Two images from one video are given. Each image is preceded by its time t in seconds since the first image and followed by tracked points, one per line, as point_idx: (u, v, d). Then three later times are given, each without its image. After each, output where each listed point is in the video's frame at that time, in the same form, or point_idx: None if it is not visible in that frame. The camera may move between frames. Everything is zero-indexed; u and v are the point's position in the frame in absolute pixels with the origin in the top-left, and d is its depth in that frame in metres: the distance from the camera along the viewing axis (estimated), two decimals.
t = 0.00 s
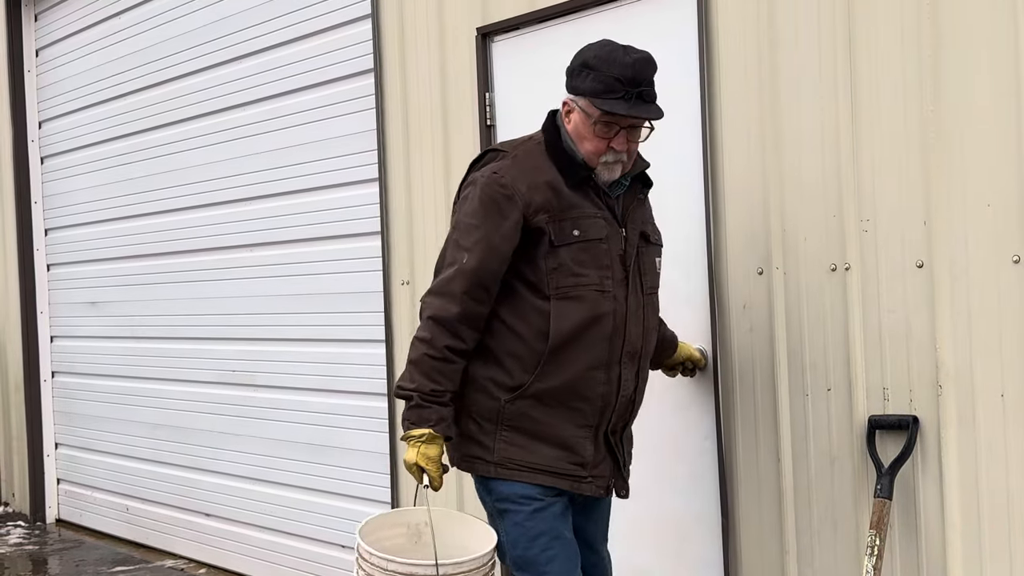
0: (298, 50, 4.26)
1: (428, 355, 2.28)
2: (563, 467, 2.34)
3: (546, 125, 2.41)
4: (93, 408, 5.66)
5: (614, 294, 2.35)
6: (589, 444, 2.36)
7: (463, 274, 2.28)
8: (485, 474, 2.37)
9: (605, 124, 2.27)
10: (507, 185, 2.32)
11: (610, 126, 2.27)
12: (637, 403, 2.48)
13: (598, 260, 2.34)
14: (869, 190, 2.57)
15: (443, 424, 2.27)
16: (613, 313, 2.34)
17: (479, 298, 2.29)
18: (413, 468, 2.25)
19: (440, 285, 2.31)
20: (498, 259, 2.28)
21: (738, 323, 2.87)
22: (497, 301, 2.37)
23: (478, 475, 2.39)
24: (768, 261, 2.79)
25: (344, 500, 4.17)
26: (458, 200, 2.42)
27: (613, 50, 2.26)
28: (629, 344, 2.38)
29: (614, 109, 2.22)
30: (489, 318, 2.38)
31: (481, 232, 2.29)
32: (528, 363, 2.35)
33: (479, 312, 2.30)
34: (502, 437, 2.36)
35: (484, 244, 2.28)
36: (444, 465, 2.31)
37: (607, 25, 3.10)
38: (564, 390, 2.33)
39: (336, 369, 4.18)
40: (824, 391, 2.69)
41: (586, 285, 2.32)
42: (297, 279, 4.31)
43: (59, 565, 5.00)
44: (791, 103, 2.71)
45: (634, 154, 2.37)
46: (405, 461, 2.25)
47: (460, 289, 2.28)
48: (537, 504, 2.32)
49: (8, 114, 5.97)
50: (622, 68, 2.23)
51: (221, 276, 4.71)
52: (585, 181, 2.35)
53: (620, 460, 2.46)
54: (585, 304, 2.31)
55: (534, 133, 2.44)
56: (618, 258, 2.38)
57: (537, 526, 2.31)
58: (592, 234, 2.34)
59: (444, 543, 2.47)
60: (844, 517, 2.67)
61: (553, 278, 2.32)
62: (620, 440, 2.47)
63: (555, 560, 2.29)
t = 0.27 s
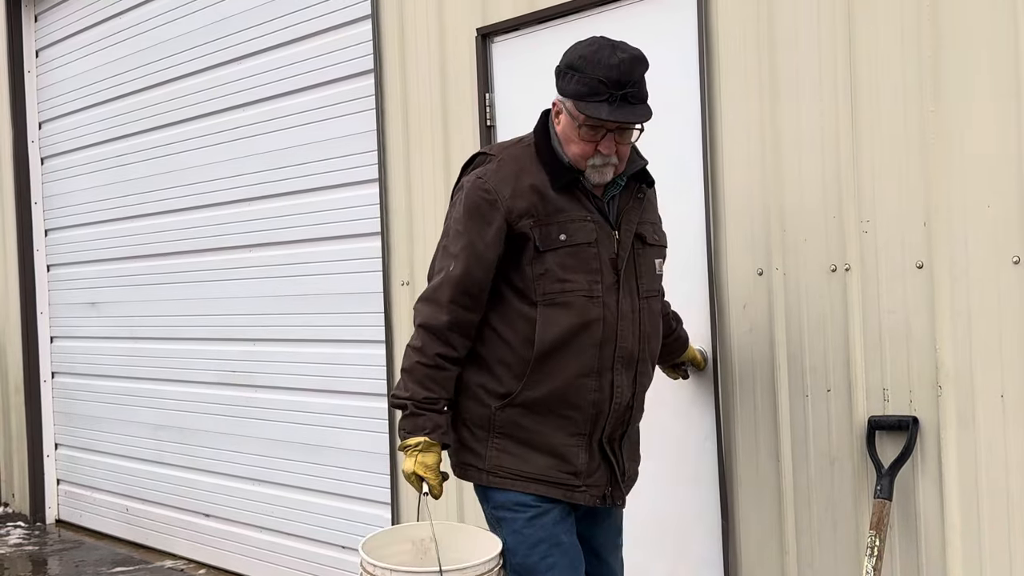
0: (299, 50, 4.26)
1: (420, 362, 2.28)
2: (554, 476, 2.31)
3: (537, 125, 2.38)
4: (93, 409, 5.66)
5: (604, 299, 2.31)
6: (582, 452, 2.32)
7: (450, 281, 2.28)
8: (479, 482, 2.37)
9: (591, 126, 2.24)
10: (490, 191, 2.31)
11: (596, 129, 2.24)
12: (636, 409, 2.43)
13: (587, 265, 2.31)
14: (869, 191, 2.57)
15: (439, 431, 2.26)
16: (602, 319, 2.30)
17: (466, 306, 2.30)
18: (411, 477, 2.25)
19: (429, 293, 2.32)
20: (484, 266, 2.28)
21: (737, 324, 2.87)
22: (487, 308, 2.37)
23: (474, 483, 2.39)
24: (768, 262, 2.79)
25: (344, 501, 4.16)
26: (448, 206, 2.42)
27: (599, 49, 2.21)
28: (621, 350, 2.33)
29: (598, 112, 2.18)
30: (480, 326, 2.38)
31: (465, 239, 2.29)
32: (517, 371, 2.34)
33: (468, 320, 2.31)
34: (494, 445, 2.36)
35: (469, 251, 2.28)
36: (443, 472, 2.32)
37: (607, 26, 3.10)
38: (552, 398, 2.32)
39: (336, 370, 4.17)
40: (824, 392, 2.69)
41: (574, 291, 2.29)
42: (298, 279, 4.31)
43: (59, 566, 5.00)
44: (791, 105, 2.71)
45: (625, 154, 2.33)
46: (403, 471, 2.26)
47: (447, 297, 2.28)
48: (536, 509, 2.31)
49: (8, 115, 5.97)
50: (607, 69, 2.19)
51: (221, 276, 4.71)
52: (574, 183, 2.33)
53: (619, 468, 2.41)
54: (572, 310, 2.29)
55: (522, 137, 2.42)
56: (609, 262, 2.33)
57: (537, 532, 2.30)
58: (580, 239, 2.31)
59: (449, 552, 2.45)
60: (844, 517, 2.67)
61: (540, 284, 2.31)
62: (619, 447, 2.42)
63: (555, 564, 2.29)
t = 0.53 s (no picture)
0: (299, 50, 4.26)
1: (417, 363, 2.28)
2: (546, 480, 2.30)
3: (541, 131, 2.34)
4: (92, 409, 5.65)
5: (596, 302, 2.30)
6: (574, 457, 2.31)
7: (444, 282, 2.27)
8: (473, 484, 2.37)
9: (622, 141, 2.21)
10: (482, 191, 2.30)
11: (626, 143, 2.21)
12: (631, 412, 2.41)
13: (579, 267, 2.29)
14: (870, 191, 2.57)
15: (441, 430, 2.25)
16: (594, 322, 2.29)
17: (461, 307, 2.29)
18: (414, 479, 2.21)
19: (422, 294, 2.32)
20: (477, 267, 2.27)
21: (737, 323, 2.87)
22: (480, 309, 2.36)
23: (468, 485, 2.39)
24: (769, 262, 2.78)
25: (342, 502, 4.16)
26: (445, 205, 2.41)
27: (620, 62, 2.18)
28: (614, 353, 2.31)
29: (635, 129, 2.15)
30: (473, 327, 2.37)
31: (458, 240, 2.28)
32: (507, 373, 2.33)
33: (463, 321, 2.30)
34: (487, 447, 2.35)
35: (462, 252, 2.27)
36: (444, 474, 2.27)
37: (609, 25, 3.09)
38: (544, 401, 2.31)
39: (336, 370, 4.17)
40: (825, 392, 2.68)
41: (564, 294, 2.28)
42: (297, 279, 4.31)
43: (59, 566, 5.00)
44: (791, 105, 2.71)
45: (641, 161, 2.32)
46: (405, 472, 2.22)
47: (441, 298, 2.28)
48: (528, 511, 2.30)
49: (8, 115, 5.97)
50: (633, 83, 2.17)
51: (221, 276, 4.71)
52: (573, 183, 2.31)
53: (613, 472, 2.39)
54: (563, 313, 2.28)
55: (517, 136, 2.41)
56: (602, 264, 2.31)
57: (530, 535, 2.30)
58: (572, 241, 2.29)
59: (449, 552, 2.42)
60: (845, 517, 2.67)
61: (531, 287, 2.30)
62: (614, 450, 2.40)
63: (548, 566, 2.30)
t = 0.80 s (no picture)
0: (299, 50, 4.26)
1: (427, 355, 2.29)
2: (549, 476, 2.30)
3: (553, 127, 2.34)
4: (93, 408, 5.65)
5: (602, 298, 2.29)
6: (578, 454, 2.30)
7: (454, 275, 2.29)
8: (478, 479, 2.37)
9: (636, 134, 2.21)
10: (493, 184, 2.32)
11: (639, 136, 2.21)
12: (640, 412, 2.38)
13: (586, 262, 2.28)
14: (871, 191, 2.57)
15: (448, 425, 2.26)
16: (600, 318, 2.28)
17: (471, 300, 2.31)
18: (419, 473, 2.21)
19: (433, 287, 2.33)
20: (486, 260, 2.29)
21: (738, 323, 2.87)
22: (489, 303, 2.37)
23: (473, 480, 2.39)
24: (770, 262, 2.78)
25: (344, 501, 4.17)
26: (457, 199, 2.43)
27: (633, 56, 2.18)
28: (620, 350, 2.29)
29: (648, 121, 2.15)
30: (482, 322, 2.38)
31: (468, 232, 2.30)
32: (514, 367, 2.34)
33: (472, 315, 2.31)
34: (492, 443, 2.35)
35: (472, 244, 2.29)
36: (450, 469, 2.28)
37: (608, 25, 3.09)
38: (548, 396, 2.30)
39: (336, 369, 4.18)
40: (825, 391, 2.68)
41: (571, 288, 2.28)
42: (298, 279, 4.31)
43: (60, 565, 5.00)
44: (791, 105, 2.71)
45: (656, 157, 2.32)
46: (412, 465, 2.22)
47: (451, 291, 2.29)
48: (530, 510, 2.31)
49: (8, 114, 5.96)
50: (646, 77, 2.17)
51: (221, 275, 4.71)
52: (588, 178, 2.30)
53: (620, 473, 2.36)
54: (569, 307, 2.28)
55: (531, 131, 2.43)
56: (610, 260, 2.30)
57: (531, 535, 2.31)
58: (580, 235, 2.28)
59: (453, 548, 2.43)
60: (846, 516, 2.67)
61: (538, 281, 2.31)
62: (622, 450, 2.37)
63: (549, 566, 2.30)
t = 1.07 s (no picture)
0: (299, 48, 4.25)
1: (433, 348, 2.31)
2: (559, 469, 2.27)
3: (558, 114, 2.34)
4: (94, 408, 5.65)
5: (611, 288, 2.26)
6: (588, 445, 2.27)
7: (462, 267, 2.30)
8: (488, 473, 2.36)
9: (614, 124, 2.18)
10: (501, 176, 2.32)
11: (618, 125, 2.18)
12: (652, 405, 2.34)
13: (595, 252, 2.26)
14: (872, 189, 2.57)
15: (450, 419, 2.28)
16: (608, 308, 2.25)
17: (480, 293, 2.31)
18: (419, 464, 2.26)
19: (443, 281, 2.35)
20: (493, 252, 2.28)
21: (739, 322, 2.87)
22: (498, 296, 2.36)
23: (484, 475, 2.38)
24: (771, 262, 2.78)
25: (345, 500, 4.17)
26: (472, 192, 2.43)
27: (621, 44, 2.16)
28: (630, 340, 2.26)
29: (618, 111, 2.13)
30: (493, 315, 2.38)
31: (476, 225, 2.30)
32: (522, 359, 2.32)
33: (480, 307, 2.31)
34: (503, 436, 2.34)
35: (480, 237, 2.29)
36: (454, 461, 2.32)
37: (607, 25, 3.09)
38: (557, 387, 2.28)
39: (337, 368, 4.17)
40: (826, 390, 2.68)
41: (579, 278, 2.26)
42: (299, 278, 4.31)
43: (60, 564, 4.99)
44: (791, 103, 2.71)
45: (649, 150, 2.27)
46: (413, 457, 2.27)
47: (459, 283, 2.30)
48: (534, 509, 2.29)
49: (9, 113, 5.96)
50: (630, 65, 2.14)
51: (222, 274, 4.71)
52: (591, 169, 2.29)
53: (631, 466, 2.32)
54: (577, 297, 2.25)
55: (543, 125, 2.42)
56: (620, 251, 2.27)
57: (537, 534, 2.30)
58: (588, 225, 2.26)
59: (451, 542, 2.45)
60: (846, 515, 2.67)
61: (547, 272, 2.29)
62: (634, 443, 2.34)
63: (555, 566, 2.29)
